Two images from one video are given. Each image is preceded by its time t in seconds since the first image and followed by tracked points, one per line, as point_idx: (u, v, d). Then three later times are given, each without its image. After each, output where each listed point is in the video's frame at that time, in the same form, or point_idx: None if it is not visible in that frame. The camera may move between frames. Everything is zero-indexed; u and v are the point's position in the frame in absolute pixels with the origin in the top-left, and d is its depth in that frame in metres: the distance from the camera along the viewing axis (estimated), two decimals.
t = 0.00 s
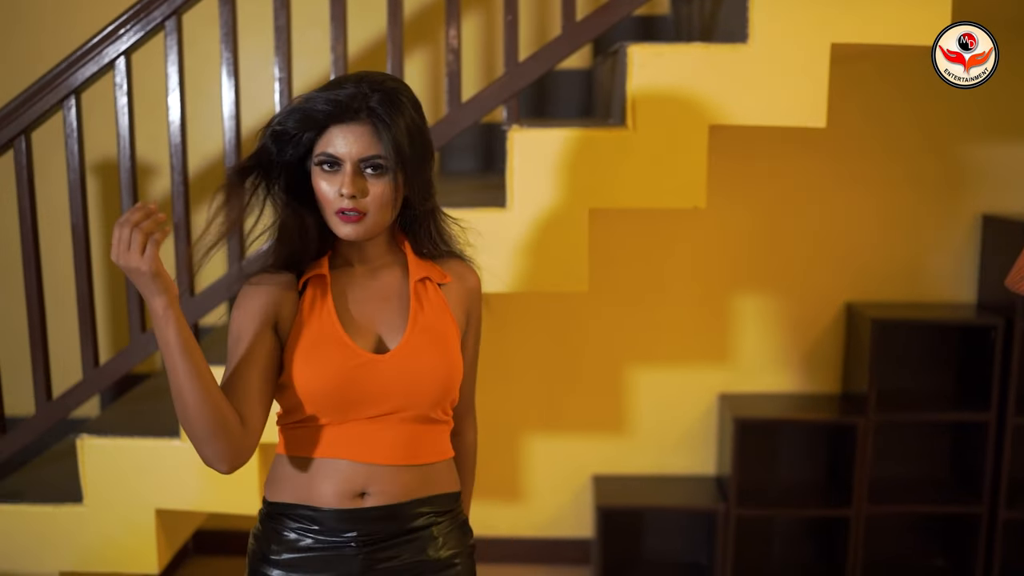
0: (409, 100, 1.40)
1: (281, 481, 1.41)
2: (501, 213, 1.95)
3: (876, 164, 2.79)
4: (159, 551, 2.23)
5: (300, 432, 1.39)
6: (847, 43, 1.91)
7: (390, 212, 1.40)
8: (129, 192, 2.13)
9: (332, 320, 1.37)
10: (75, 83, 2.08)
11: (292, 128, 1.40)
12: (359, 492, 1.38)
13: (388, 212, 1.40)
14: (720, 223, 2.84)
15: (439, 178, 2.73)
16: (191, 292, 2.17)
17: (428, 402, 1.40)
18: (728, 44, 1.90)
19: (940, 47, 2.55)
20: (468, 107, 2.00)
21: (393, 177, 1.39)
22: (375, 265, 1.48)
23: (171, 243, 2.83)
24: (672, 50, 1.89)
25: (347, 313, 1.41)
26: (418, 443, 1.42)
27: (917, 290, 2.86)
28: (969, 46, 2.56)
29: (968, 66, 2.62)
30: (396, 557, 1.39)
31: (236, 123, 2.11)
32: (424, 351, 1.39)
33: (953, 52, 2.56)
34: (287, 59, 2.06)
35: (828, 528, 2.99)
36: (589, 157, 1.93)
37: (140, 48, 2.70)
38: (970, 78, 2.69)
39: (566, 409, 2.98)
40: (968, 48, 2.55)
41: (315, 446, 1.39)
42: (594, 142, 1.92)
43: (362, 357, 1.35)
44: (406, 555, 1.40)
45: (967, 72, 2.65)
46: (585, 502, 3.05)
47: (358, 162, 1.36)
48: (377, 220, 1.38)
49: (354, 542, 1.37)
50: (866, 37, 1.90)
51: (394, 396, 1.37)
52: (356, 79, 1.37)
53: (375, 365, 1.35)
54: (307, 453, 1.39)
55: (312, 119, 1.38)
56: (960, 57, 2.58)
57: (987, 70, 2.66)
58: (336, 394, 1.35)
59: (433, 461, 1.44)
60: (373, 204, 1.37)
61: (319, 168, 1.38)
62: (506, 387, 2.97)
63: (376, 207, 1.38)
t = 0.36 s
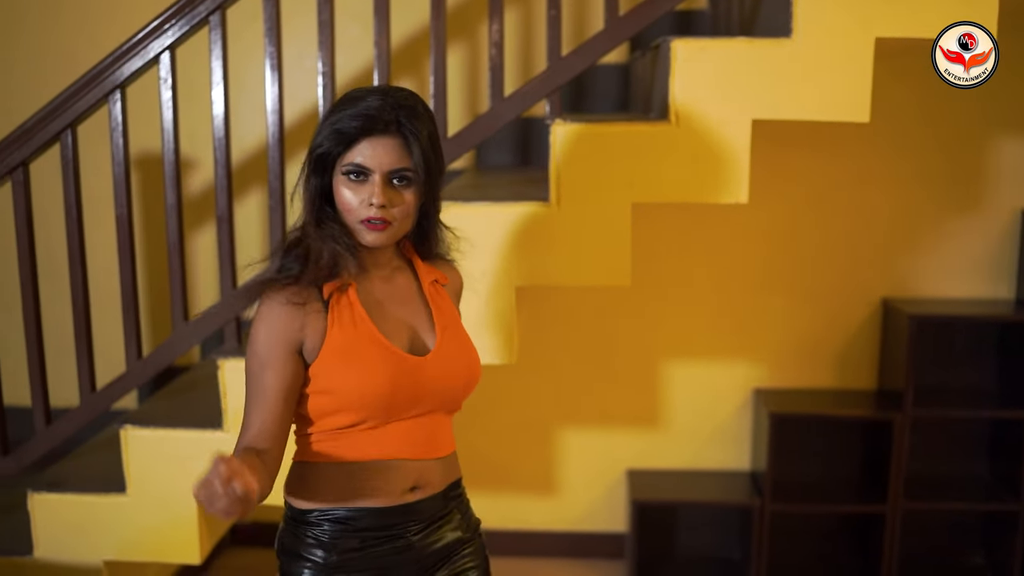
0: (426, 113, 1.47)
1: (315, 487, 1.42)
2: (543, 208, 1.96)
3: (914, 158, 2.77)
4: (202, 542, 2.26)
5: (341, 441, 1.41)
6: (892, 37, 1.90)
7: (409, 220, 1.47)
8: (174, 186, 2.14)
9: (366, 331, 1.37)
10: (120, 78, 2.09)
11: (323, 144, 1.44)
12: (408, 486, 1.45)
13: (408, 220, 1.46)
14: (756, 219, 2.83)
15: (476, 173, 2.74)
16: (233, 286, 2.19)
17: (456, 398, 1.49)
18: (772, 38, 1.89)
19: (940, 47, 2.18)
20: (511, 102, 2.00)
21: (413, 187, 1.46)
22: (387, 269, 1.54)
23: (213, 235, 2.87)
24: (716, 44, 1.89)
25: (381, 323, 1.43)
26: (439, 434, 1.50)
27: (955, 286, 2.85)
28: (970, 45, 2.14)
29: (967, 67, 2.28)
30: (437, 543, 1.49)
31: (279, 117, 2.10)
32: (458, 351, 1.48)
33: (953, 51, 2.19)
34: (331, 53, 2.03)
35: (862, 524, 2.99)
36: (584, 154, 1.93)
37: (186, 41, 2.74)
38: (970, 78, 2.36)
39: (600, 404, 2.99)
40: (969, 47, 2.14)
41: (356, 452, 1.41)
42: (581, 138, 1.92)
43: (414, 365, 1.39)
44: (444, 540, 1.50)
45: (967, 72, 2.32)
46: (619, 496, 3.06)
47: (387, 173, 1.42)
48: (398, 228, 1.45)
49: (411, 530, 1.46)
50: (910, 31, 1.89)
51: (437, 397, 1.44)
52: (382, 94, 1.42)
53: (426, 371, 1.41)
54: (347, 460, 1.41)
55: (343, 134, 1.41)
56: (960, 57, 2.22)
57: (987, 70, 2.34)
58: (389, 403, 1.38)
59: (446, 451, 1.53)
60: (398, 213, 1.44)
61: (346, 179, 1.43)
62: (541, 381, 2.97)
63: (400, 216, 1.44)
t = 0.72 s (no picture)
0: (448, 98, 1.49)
1: (350, 464, 1.45)
2: (577, 202, 1.97)
3: (944, 154, 2.76)
4: (235, 532, 2.28)
5: (376, 417, 1.43)
6: (928, 32, 1.90)
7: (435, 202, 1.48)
8: (208, 179, 2.15)
9: (396, 310, 1.40)
10: (157, 71, 2.11)
11: (347, 132, 1.43)
12: (441, 458, 1.48)
13: (435, 202, 1.48)
14: (784, 214, 2.82)
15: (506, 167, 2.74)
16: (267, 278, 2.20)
17: (479, 371, 1.52)
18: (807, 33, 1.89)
19: (939, 47, 2.29)
20: (545, 97, 2.01)
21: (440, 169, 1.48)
22: (408, 251, 1.55)
23: (244, 228, 2.89)
24: (752, 39, 1.88)
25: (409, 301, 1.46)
26: (464, 407, 1.53)
27: (984, 281, 2.84)
28: (969, 46, 2.26)
29: (967, 67, 2.36)
30: (469, 511, 1.52)
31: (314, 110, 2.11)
32: (481, 324, 1.51)
33: (953, 52, 2.30)
34: (366, 48, 2.04)
35: (889, 519, 2.98)
36: (618, 147, 1.94)
37: (222, 35, 2.76)
38: (969, 78, 2.43)
39: (627, 398, 2.99)
40: (969, 47, 2.26)
41: (390, 427, 1.43)
42: (610, 134, 1.93)
43: (444, 339, 1.43)
44: (475, 508, 1.53)
45: (966, 72, 2.38)
46: (646, 490, 3.06)
47: (419, 157, 1.44)
48: (427, 209, 1.46)
49: (444, 499, 1.48)
50: (947, 26, 1.89)
51: (464, 369, 1.48)
52: (408, 79, 1.43)
53: (456, 345, 1.44)
54: (381, 435, 1.43)
55: (371, 120, 1.41)
56: (960, 57, 2.31)
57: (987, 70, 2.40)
58: (422, 377, 1.41)
59: (469, 425, 1.56)
60: (428, 195, 1.45)
61: (376, 165, 1.43)
62: (568, 375, 2.98)
63: (431, 197, 1.45)
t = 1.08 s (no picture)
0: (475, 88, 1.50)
1: (382, 446, 1.47)
2: (601, 197, 1.98)
3: (965, 149, 2.76)
4: (259, 525, 2.30)
5: (405, 400, 1.46)
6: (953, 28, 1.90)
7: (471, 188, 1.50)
8: (233, 174, 2.16)
9: (420, 297, 1.42)
10: (181, 67, 2.12)
11: (385, 131, 1.42)
12: (470, 439, 1.50)
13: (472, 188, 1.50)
14: (803, 210, 2.83)
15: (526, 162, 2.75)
16: (291, 272, 2.21)
17: (507, 353, 1.54)
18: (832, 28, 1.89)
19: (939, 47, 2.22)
20: (569, 92, 2.01)
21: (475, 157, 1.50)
22: (438, 239, 1.56)
23: (265, 222, 2.90)
24: (776, 34, 1.89)
25: (436, 287, 1.48)
26: (491, 389, 1.55)
27: (1005, 277, 2.84)
28: (970, 46, 2.22)
29: (969, 67, 2.28)
30: (498, 492, 1.54)
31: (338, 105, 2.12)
32: (507, 307, 1.52)
33: (953, 52, 2.23)
34: (390, 44, 2.04)
35: (909, 515, 2.98)
36: (642, 142, 1.95)
37: (246, 30, 2.77)
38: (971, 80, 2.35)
39: (646, 392, 3.00)
40: (970, 48, 2.22)
41: (420, 410, 1.46)
42: (634, 129, 1.94)
43: (469, 325, 1.44)
44: (504, 489, 1.55)
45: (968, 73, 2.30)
46: (664, 484, 3.07)
47: (461, 146, 1.45)
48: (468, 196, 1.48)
49: (473, 480, 1.49)
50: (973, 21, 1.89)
51: (492, 351, 1.49)
52: (441, 74, 1.44)
53: (483, 329, 1.46)
54: (410, 418, 1.46)
55: (410, 116, 1.41)
56: (960, 57, 2.24)
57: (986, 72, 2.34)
58: (448, 360, 1.43)
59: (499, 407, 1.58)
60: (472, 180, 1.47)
61: (419, 157, 1.43)
62: (586, 370, 2.99)
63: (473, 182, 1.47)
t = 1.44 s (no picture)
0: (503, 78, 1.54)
1: (422, 427, 1.51)
2: (618, 190, 1.99)
3: (979, 143, 2.76)
4: (275, 517, 2.31)
5: (442, 385, 1.50)
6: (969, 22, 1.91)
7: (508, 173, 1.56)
8: (251, 167, 2.17)
9: (456, 287, 1.45)
10: (199, 61, 2.13)
11: (465, 143, 1.43)
12: (506, 419, 1.54)
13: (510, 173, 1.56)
14: (817, 204, 2.83)
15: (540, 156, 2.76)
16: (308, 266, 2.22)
17: (539, 335, 1.57)
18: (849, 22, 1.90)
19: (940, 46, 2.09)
20: (587, 86, 2.02)
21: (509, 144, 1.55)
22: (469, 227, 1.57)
23: (280, 216, 2.92)
24: (793, 28, 1.90)
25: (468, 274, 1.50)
26: (522, 370, 1.59)
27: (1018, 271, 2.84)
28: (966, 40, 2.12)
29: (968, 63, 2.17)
30: (530, 471, 1.59)
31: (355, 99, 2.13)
32: (538, 290, 1.56)
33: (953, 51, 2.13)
34: (407, 37, 2.05)
35: (921, 508, 2.99)
36: (659, 135, 1.96)
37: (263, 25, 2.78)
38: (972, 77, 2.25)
39: (658, 385, 3.01)
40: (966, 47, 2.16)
41: (457, 393, 1.50)
42: (652, 123, 1.95)
43: (506, 310, 1.47)
44: (535, 467, 1.61)
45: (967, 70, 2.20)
46: (676, 477, 3.08)
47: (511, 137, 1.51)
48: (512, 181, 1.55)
49: (511, 457, 1.55)
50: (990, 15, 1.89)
51: (527, 334, 1.53)
52: (487, 71, 1.47)
53: (518, 313, 1.50)
54: (448, 401, 1.50)
55: (479, 117, 1.43)
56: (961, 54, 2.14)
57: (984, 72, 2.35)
58: (484, 345, 1.47)
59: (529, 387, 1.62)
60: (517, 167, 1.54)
61: (492, 153, 1.48)
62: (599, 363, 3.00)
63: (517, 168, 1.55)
